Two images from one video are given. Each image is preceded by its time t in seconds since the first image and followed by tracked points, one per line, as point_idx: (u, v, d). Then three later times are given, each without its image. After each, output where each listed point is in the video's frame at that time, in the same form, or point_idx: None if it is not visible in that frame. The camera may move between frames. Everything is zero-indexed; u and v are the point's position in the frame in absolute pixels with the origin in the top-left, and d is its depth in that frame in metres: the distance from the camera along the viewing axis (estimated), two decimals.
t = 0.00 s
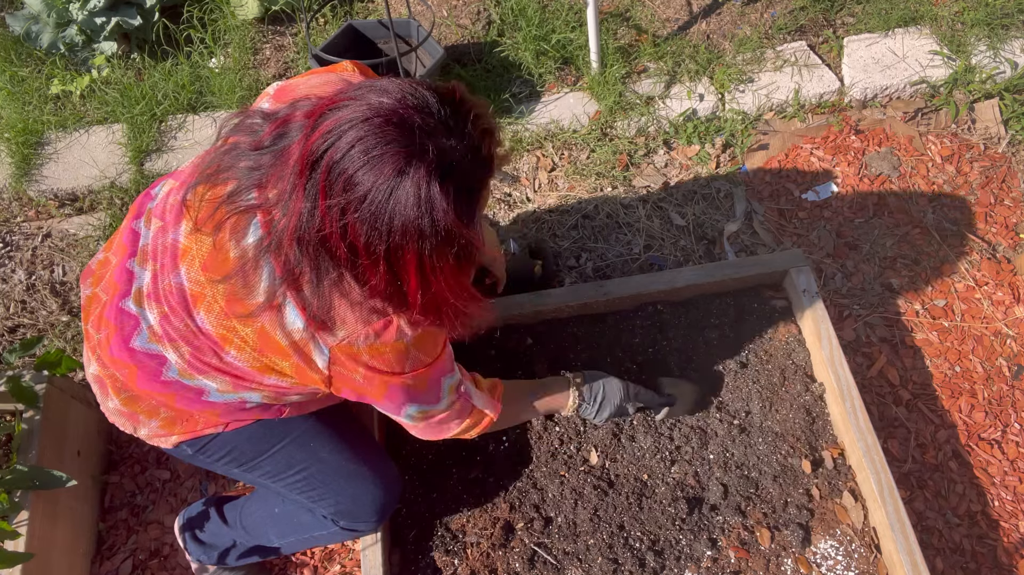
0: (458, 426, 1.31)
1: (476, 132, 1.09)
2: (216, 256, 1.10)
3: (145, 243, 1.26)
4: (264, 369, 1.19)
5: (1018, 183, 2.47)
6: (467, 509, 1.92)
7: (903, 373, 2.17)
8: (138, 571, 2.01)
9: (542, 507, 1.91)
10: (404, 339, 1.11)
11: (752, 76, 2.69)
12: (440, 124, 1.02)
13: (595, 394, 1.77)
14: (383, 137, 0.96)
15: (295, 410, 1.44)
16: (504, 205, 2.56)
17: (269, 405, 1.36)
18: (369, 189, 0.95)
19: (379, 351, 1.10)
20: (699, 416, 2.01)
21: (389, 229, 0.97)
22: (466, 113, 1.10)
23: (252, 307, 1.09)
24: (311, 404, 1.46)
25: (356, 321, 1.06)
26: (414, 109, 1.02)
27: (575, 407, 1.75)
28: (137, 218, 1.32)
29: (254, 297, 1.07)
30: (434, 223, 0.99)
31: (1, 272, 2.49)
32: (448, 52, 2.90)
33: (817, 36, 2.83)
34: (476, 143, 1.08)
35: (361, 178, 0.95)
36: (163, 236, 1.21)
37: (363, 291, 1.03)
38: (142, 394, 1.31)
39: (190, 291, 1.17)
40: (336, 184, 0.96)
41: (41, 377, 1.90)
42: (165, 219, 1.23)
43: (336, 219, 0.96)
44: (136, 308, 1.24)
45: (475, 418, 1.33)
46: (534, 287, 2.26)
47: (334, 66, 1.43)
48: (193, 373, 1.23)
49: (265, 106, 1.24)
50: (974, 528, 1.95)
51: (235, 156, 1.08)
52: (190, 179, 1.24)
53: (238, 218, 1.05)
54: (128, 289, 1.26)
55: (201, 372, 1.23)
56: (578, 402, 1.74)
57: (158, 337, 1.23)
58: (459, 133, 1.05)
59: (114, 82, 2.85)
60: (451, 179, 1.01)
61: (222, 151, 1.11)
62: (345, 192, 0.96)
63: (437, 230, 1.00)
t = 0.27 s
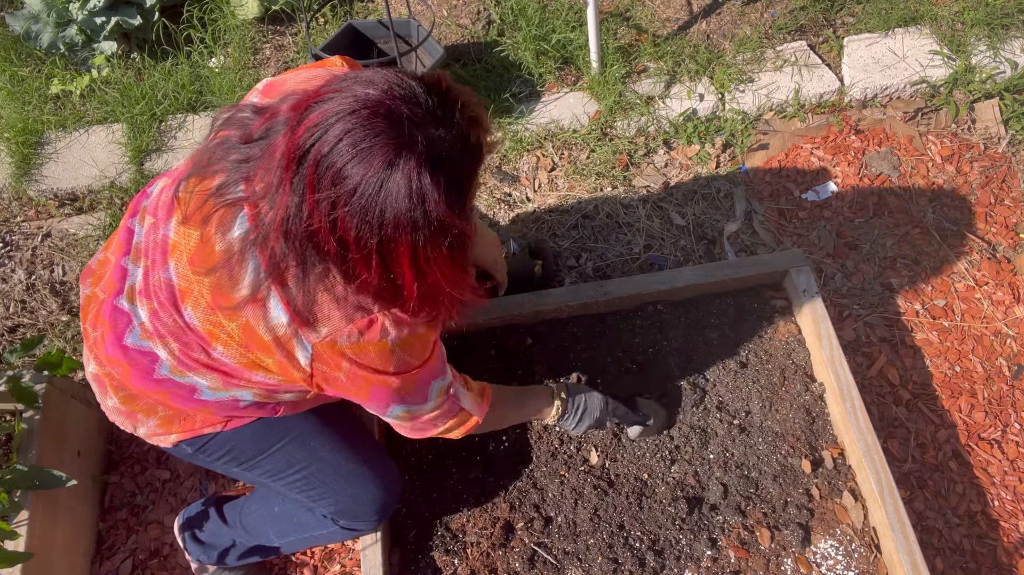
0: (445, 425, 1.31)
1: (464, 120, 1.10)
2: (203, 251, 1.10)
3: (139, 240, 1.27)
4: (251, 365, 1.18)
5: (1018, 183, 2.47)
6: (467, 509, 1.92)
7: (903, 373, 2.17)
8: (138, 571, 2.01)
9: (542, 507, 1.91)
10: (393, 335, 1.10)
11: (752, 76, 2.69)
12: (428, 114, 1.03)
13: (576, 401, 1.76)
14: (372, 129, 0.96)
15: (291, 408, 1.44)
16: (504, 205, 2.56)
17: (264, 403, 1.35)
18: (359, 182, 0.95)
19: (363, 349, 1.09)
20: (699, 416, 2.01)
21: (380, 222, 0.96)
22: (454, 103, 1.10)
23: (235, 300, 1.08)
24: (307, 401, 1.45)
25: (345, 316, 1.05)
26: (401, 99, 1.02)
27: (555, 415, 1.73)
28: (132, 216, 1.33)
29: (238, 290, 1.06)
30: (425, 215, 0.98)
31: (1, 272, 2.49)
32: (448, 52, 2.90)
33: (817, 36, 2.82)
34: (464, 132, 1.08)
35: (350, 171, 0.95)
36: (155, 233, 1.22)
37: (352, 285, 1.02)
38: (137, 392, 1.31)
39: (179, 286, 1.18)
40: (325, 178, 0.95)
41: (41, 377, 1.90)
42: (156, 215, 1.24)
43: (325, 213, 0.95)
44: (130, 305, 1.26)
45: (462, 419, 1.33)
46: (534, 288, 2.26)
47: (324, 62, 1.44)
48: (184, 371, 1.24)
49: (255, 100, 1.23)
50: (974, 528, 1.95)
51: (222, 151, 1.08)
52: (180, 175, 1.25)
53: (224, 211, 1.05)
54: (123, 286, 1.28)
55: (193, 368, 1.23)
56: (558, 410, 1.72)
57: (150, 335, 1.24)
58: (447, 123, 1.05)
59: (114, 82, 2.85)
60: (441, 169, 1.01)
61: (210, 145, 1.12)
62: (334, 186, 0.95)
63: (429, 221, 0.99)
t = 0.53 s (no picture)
0: (441, 409, 1.30)
1: (442, 130, 1.09)
2: (185, 246, 1.10)
3: (127, 240, 1.28)
4: (233, 364, 1.18)
5: (1018, 183, 2.46)
6: (467, 509, 1.92)
7: (903, 373, 2.17)
8: (138, 571, 2.01)
9: (542, 507, 1.91)
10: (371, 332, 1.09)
11: (752, 76, 2.69)
12: (401, 116, 1.02)
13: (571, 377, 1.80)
14: (340, 124, 0.96)
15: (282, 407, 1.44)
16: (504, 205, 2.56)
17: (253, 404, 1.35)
18: (323, 175, 0.95)
19: (343, 348, 1.09)
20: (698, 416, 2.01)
21: (342, 218, 0.96)
22: (433, 107, 1.10)
23: (215, 296, 1.08)
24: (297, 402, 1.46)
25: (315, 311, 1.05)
26: (376, 97, 1.02)
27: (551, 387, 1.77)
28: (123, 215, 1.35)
29: (217, 285, 1.06)
30: (387, 215, 0.98)
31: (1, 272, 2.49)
32: (448, 52, 2.90)
33: (817, 36, 2.82)
34: (438, 138, 1.08)
35: (315, 162, 0.95)
36: (141, 232, 1.22)
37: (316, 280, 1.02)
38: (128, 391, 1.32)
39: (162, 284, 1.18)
40: (292, 169, 0.96)
41: (41, 377, 1.90)
42: (142, 214, 1.24)
43: (290, 205, 0.95)
44: (118, 305, 1.27)
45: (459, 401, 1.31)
46: (534, 288, 2.26)
47: (310, 60, 1.45)
48: (171, 369, 1.24)
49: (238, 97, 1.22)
50: (974, 528, 1.95)
51: (206, 146, 1.08)
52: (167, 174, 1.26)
53: (206, 204, 1.05)
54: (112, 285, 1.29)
55: (178, 366, 1.23)
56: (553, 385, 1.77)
57: (135, 333, 1.25)
58: (421, 127, 1.05)
59: (114, 82, 2.85)
60: (407, 171, 1.00)
61: (194, 142, 1.13)
62: (300, 177, 0.96)
63: (389, 223, 0.99)
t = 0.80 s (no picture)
0: (408, 429, 1.31)
1: (438, 125, 1.08)
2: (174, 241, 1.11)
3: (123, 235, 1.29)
4: (219, 362, 1.18)
5: (1018, 183, 2.47)
6: (467, 509, 1.92)
7: (903, 373, 2.17)
8: (138, 571, 2.01)
9: (542, 507, 1.91)
10: (352, 333, 1.10)
11: (752, 76, 2.69)
12: (400, 112, 1.02)
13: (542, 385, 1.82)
14: (337, 122, 0.96)
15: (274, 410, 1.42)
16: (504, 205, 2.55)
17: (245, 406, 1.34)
18: (320, 174, 0.95)
19: (322, 347, 1.09)
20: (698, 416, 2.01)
21: (338, 217, 0.97)
22: (431, 103, 1.09)
23: (200, 290, 1.09)
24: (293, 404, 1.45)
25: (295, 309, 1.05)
26: (374, 94, 1.02)
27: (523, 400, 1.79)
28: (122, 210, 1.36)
29: (201, 277, 1.07)
30: (384, 214, 0.98)
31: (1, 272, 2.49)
32: (448, 52, 2.90)
33: (817, 36, 2.82)
34: (436, 136, 1.07)
35: (311, 161, 0.95)
36: (136, 228, 1.22)
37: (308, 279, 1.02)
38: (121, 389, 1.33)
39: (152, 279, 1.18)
40: (286, 166, 0.96)
41: (41, 377, 1.90)
42: (138, 209, 1.25)
43: (283, 202, 0.96)
44: (112, 302, 1.28)
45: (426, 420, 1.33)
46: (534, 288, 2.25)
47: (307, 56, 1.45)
48: (161, 368, 1.24)
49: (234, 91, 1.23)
50: (974, 528, 1.95)
51: (201, 138, 1.09)
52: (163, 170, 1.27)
53: (199, 199, 1.06)
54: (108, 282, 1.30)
55: (167, 364, 1.23)
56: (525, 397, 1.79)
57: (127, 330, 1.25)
58: (421, 122, 1.04)
59: (114, 82, 2.84)
60: (406, 170, 1.00)
61: (189, 136, 1.13)
62: (295, 175, 0.96)
63: (387, 222, 0.99)
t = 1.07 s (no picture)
0: (377, 446, 1.26)
1: (435, 111, 1.11)
2: (162, 240, 1.11)
3: (118, 235, 1.30)
4: (203, 362, 1.18)
5: (1018, 183, 2.47)
6: (467, 509, 1.92)
7: (903, 373, 2.17)
8: (138, 571, 2.01)
9: (542, 507, 1.91)
10: (334, 337, 1.08)
11: (752, 76, 2.69)
12: (401, 106, 1.03)
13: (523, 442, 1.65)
14: (340, 120, 0.96)
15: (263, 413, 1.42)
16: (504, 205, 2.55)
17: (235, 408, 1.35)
18: (325, 174, 0.95)
19: (303, 348, 1.07)
20: (698, 416, 2.01)
21: (346, 216, 0.97)
22: (427, 96, 1.10)
23: (184, 285, 1.09)
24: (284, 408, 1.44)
25: (279, 309, 1.05)
26: (371, 90, 1.02)
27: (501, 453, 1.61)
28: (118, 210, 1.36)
29: (185, 274, 1.08)
30: (392, 210, 1.00)
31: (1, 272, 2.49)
32: (448, 52, 2.89)
33: (817, 36, 2.82)
34: (434, 127, 1.09)
35: (316, 161, 0.96)
36: (129, 227, 1.23)
37: (309, 278, 1.03)
38: (117, 390, 1.33)
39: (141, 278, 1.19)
40: (289, 165, 0.96)
41: (41, 377, 1.90)
42: (132, 209, 1.26)
43: (287, 202, 0.96)
44: (105, 301, 1.28)
45: (397, 445, 1.28)
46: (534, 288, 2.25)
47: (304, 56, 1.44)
48: (149, 368, 1.25)
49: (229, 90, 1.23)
50: (974, 528, 1.95)
51: (195, 135, 1.09)
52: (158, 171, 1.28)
53: (191, 195, 1.07)
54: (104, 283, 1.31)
55: (153, 363, 1.23)
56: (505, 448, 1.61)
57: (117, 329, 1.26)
58: (419, 115, 1.06)
59: (115, 82, 2.84)
60: (409, 164, 1.02)
61: (183, 135, 1.14)
62: (299, 175, 0.96)
63: (395, 216, 1.01)
